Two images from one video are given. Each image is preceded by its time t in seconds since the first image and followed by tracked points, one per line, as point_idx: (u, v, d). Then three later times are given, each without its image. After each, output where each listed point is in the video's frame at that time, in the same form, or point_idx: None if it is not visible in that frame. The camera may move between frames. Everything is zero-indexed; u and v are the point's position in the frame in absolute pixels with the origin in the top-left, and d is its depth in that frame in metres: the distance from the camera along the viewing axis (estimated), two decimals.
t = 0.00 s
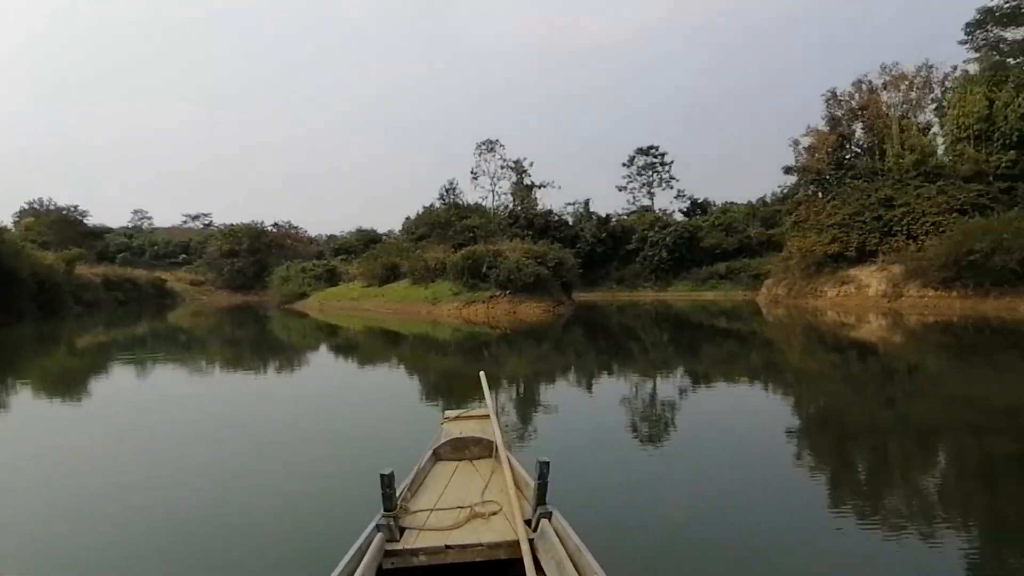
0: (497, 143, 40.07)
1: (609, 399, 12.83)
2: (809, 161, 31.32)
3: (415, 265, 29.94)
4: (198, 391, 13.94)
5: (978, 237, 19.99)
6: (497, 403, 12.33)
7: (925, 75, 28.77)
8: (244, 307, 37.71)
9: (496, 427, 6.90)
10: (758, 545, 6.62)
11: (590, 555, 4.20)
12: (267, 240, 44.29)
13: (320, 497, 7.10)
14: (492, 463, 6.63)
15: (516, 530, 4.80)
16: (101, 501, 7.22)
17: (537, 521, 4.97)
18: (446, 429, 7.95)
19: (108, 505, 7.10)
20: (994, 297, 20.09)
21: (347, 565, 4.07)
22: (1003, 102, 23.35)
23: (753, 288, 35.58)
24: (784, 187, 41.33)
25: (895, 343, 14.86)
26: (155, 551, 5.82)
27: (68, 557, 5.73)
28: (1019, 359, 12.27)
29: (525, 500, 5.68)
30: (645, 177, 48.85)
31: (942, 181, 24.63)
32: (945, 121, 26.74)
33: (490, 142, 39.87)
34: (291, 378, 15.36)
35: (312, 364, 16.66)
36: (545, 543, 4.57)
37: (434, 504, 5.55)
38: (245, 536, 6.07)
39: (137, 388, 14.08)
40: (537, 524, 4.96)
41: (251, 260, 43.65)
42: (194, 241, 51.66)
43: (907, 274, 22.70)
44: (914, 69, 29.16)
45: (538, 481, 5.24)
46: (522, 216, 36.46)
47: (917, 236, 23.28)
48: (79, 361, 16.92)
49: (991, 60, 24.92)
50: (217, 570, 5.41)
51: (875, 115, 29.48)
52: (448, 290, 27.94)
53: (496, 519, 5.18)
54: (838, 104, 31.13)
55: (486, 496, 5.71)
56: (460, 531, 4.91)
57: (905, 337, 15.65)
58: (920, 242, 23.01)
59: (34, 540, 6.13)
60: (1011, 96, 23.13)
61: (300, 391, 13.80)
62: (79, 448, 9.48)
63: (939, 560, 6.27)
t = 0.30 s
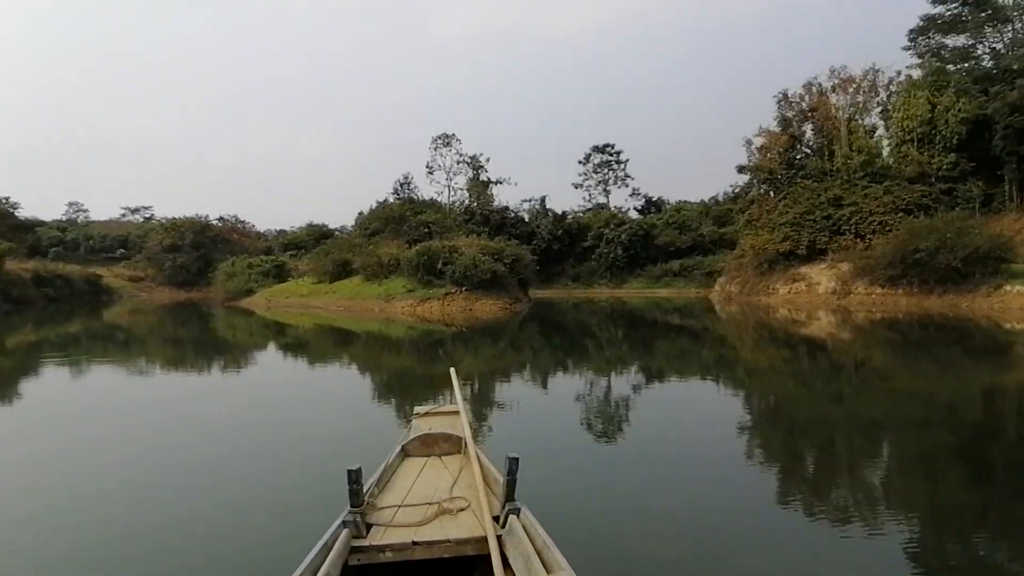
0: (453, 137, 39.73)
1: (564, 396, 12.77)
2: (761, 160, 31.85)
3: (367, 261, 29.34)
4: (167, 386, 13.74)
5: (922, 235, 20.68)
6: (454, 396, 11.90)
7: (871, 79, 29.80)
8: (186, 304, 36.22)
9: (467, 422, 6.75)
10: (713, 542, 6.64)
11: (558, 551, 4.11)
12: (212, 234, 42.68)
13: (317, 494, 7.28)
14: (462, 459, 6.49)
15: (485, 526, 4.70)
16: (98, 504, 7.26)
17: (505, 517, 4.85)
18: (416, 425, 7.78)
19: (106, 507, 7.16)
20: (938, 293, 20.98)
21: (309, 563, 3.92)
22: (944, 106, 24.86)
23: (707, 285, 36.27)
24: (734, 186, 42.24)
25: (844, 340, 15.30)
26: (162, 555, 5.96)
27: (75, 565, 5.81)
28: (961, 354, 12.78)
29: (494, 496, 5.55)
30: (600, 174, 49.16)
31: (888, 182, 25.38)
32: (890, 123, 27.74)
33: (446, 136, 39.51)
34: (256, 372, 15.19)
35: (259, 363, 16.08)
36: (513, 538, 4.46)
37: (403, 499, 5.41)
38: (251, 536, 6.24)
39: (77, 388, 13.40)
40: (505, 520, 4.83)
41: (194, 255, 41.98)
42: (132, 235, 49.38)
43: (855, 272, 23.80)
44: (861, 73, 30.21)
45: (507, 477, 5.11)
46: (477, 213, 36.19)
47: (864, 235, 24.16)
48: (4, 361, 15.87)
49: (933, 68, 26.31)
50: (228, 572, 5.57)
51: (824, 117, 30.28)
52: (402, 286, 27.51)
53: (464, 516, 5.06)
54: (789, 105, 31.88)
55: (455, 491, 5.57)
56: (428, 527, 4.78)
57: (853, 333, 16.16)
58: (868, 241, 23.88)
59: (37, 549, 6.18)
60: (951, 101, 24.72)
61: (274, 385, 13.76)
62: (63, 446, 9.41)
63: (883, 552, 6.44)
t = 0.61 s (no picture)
0: (437, 128, 39.38)
1: (549, 391, 12.64)
2: (748, 153, 31.97)
3: (349, 255, 29.02)
4: (156, 380, 13.54)
5: (912, 228, 20.75)
6: (437, 393, 11.60)
7: (857, 71, 29.98)
8: (163, 299, 35.59)
9: (466, 414, 6.73)
10: (702, 535, 6.52)
11: (558, 541, 4.14)
12: (190, 228, 41.93)
13: (320, 490, 7.22)
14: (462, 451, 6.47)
15: (484, 517, 4.70)
16: (98, 502, 7.16)
17: (505, 508, 4.85)
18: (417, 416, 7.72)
19: (106, 505, 7.06)
20: (926, 287, 21.31)
21: (308, 554, 3.96)
22: (930, 100, 25.09)
23: (692, 279, 36.37)
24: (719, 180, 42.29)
25: (830, 333, 15.34)
26: (166, 553, 5.88)
27: (77, 565, 5.72)
28: (947, 347, 12.85)
29: (493, 487, 5.54)
30: (586, 168, 48.98)
31: (876, 174, 25.41)
32: (876, 117, 28.03)
33: (430, 126, 39.13)
34: (240, 367, 14.94)
35: (239, 358, 15.80)
36: (513, 529, 4.48)
37: (403, 491, 5.41)
38: (256, 533, 6.17)
39: (52, 384, 13.06)
40: (505, 512, 4.83)
41: (171, 249, 41.20)
42: (107, 229, 48.35)
43: (842, 265, 23.92)
44: (848, 65, 30.33)
45: (506, 470, 5.10)
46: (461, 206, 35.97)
47: (851, 229, 24.33)
48: None
49: (920, 61, 26.57)
50: (234, 569, 5.50)
51: (810, 110, 30.48)
52: (385, 280, 27.25)
53: (463, 506, 5.05)
54: (776, 98, 32.08)
55: (454, 483, 5.56)
56: (427, 518, 4.78)
57: (839, 327, 16.24)
58: (855, 234, 24.04)
59: (37, 548, 6.08)
60: (938, 94, 24.93)
61: (264, 379, 13.58)
62: (58, 443, 9.28)
63: (869, 542, 6.41)
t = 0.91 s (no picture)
0: (428, 115, 38.91)
1: (539, 382, 12.60)
2: (743, 145, 31.97)
3: (337, 245, 28.75)
4: (147, 373, 13.32)
5: (908, 222, 20.79)
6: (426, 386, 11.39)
7: (853, 62, 29.96)
8: (147, 288, 35.09)
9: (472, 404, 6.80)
10: (694, 532, 6.43)
11: (564, 531, 4.27)
12: (175, 216, 41.31)
13: (323, 488, 7.09)
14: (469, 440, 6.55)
15: (490, 506, 4.80)
16: (97, 501, 7.01)
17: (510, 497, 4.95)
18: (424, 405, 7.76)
19: (106, 504, 6.89)
20: (921, 281, 21.44)
21: (318, 544, 4.07)
22: (927, 91, 25.08)
23: (684, 271, 36.37)
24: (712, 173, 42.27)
25: (824, 327, 15.37)
26: (169, 553, 5.75)
27: (80, 566, 5.58)
28: (941, 341, 12.91)
29: (500, 477, 5.62)
30: (578, 159, 48.83)
31: (871, 167, 25.52)
32: (871, 109, 27.99)
33: (421, 113, 38.69)
34: (227, 359, 14.66)
35: (226, 349, 15.59)
36: (518, 518, 4.64)
37: (410, 480, 5.52)
38: (260, 532, 6.05)
39: (33, 376, 12.81)
40: (511, 501, 4.93)
41: (155, 237, 40.57)
42: (90, 216, 47.52)
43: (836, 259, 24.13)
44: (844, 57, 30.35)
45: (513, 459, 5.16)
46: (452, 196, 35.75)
47: (845, 222, 24.38)
48: None
49: (915, 52, 26.34)
50: (240, 570, 5.38)
51: (806, 101, 30.42)
52: (374, 271, 27.05)
53: (470, 496, 5.15)
54: (771, 89, 32.00)
55: (461, 472, 5.66)
56: (434, 507, 4.90)
57: (832, 320, 16.28)
58: (849, 228, 24.10)
59: (38, 548, 5.94)
60: (933, 86, 24.95)
61: (256, 371, 13.37)
62: (54, 441, 9.08)
63: (859, 535, 6.40)
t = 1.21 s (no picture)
0: (415, 108, 38.43)
1: (528, 379, 12.45)
2: (733, 140, 31.74)
3: (321, 240, 28.39)
4: (135, 370, 13.02)
5: (900, 217, 20.84)
6: (413, 385, 11.18)
7: (844, 57, 30.05)
8: (126, 285, 34.50)
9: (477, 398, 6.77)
10: (686, 531, 6.28)
11: (569, 523, 4.20)
12: (156, 211, 40.65)
13: (328, 487, 6.91)
14: (474, 435, 6.52)
15: (495, 499, 4.74)
16: (100, 499, 6.84)
17: (516, 490, 4.89)
18: (429, 399, 7.72)
19: (103, 504, 6.70)
20: (914, 276, 21.52)
21: (324, 537, 4.02)
22: (917, 87, 25.40)
23: (673, 267, 36.38)
24: (700, 168, 42.25)
25: (815, 323, 15.37)
26: (170, 554, 5.57)
27: (87, 565, 5.44)
28: (933, 338, 12.93)
29: (504, 469, 5.58)
30: (567, 154, 48.65)
31: (862, 162, 25.52)
32: (862, 104, 28.10)
33: (407, 106, 38.23)
34: (213, 356, 14.35)
35: (208, 347, 15.31)
36: (523, 510, 4.52)
37: (417, 473, 5.50)
38: (265, 532, 5.88)
39: (9, 374, 12.44)
40: (515, 494, 4.87)
41: (135, 232, 39.85)
42: (69, 210, 46.59)
43: (828, 254, 24.20)
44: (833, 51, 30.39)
45: (518, 453, 5.08)
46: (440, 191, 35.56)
47: (837, 217, 24.46)
48: None
49: (905, 47, 26.36)
50: (245, 571, 5.21)
51: (797, 96, 30.41)
52: (360, 267, 26.77)
53: (475, 489, 5.11)
54: (761, 83, 31.87)
55: (466, 466, 5.63)
56: (440, 501, 4.86)
57: (823, 316, 16.28)
58: (841, 223, 24.19)
59: (45, 546, 5.80)
60: (924, 81, 25.24)
61: (246, 368, 13.16)
62: (48, 439, 8.85)
63: (846, 530, 6.34)
